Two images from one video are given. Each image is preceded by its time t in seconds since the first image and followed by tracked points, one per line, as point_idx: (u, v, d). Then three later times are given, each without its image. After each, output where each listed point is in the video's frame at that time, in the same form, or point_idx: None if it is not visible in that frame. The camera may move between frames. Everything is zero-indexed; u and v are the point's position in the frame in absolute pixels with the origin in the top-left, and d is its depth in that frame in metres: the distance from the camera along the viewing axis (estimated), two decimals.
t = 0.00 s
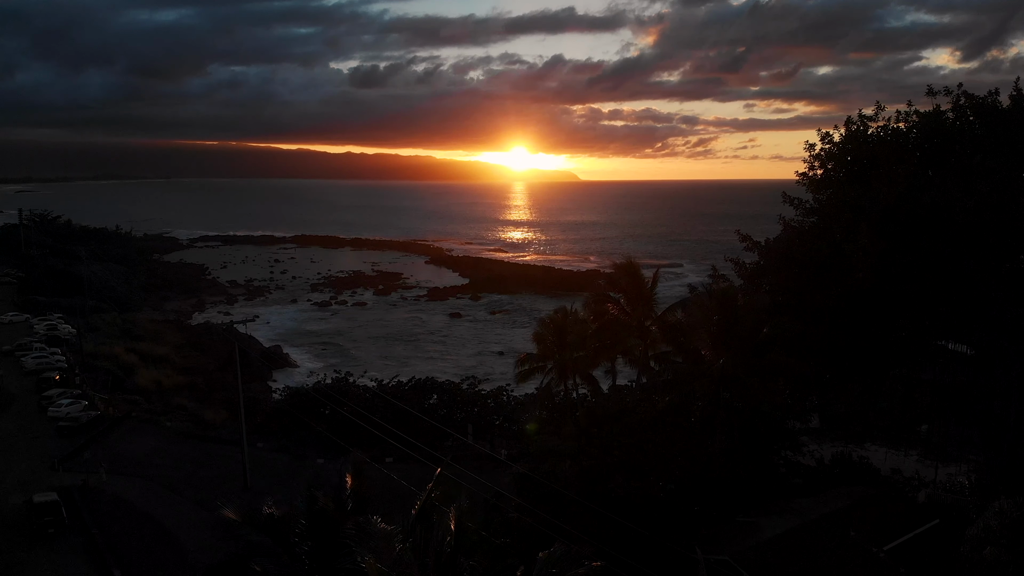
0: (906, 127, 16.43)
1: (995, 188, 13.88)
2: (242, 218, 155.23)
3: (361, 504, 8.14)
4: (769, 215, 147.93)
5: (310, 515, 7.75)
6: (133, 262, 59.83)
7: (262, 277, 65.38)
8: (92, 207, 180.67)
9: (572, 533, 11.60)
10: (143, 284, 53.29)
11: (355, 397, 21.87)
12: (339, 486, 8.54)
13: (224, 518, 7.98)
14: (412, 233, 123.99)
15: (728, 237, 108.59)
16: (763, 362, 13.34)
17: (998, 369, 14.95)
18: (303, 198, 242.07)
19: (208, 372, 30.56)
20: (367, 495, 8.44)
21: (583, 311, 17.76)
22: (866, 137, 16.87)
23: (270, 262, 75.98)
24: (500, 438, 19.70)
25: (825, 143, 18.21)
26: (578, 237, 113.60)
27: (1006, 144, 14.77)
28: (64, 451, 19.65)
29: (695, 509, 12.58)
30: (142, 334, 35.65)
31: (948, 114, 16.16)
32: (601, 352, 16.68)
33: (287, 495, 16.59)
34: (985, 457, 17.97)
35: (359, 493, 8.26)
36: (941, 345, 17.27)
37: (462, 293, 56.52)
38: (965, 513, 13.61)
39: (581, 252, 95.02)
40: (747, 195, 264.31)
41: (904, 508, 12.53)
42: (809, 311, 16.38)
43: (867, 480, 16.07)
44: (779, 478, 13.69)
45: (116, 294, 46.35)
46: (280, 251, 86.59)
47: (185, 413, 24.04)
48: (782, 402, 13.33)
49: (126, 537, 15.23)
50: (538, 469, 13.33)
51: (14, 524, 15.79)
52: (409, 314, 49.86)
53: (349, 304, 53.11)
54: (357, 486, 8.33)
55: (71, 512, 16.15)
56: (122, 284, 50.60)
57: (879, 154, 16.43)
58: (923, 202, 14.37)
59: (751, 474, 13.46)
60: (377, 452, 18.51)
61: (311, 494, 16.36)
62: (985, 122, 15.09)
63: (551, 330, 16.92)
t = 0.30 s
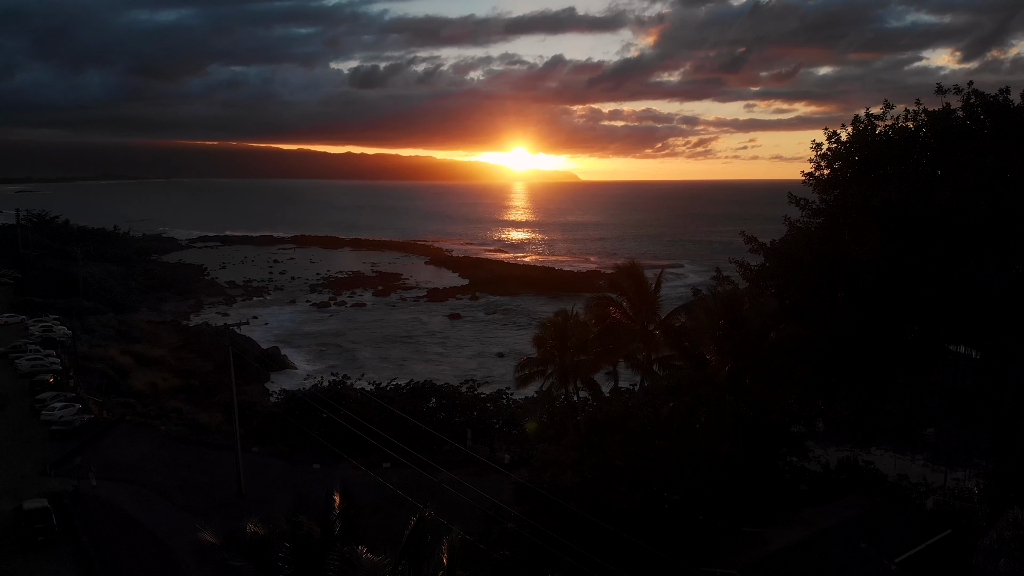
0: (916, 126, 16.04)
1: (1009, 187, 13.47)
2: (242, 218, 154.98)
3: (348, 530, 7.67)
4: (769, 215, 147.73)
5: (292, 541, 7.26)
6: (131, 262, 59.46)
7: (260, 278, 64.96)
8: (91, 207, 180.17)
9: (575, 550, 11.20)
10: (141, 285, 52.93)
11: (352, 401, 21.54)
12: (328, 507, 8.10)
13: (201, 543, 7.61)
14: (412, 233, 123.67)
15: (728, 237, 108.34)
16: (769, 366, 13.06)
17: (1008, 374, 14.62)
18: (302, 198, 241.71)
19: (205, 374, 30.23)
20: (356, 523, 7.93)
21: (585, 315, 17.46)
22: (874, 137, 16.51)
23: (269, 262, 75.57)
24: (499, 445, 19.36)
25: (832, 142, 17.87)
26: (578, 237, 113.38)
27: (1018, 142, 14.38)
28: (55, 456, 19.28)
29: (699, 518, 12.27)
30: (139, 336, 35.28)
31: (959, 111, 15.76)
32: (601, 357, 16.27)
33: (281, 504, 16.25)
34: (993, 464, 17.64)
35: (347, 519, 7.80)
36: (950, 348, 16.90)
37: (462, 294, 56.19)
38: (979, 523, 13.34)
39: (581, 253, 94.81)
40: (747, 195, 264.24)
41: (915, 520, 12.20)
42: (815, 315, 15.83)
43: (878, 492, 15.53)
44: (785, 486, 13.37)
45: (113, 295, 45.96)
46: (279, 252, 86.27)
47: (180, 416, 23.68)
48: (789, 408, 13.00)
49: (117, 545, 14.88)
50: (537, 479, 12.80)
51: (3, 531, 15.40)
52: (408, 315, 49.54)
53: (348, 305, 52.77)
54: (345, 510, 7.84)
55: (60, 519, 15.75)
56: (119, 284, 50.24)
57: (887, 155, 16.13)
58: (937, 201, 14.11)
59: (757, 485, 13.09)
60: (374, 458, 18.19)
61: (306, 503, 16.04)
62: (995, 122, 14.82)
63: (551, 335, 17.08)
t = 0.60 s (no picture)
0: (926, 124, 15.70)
1: None
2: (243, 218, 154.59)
3: (334, 553, 7.45)
4: (769, 215, 147.64)
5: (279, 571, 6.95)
6: (129, 263, 59.08)
7: (259, 279, 64.47)
8: (91, 207, 179.85)
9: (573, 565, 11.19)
10: (138, 286, 52.56)
11: (350, 405, 21.22)
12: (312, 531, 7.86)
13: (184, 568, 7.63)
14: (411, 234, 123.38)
15: (729, 238, 108.02)
16: (777, 372, 12.68)
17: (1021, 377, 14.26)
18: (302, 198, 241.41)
19: (201, 376, 29.89)
20: (343, 545, 7.71)
21: (586, 318, 17.09)
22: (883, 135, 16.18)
23: (268, 263, 75.16)
24: (498, 450, 19.01)
25: (838, 142, 17.55)
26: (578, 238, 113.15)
27: None
28: (47, 461, 18.89)
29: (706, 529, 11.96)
30: (135, 338, 34.86)
31: (969, 109, 15.42)
32: (604, 363, 16.09)
33: (276, 511, 15.84)
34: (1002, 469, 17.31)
35: (333, 541, 7.59)
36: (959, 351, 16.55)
37: (462, 295, 55.90)
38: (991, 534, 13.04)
39: (581, 253, 94.53)
40: (748, 195, 263.76)
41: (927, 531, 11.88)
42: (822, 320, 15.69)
43: (881, 499, 15.39)
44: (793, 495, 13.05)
45: (110, 296, 45.56)
46: (278, 252, 85.95)
47: (174, 420, 23.26)
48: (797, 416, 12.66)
49: (107, 553, 14.50)
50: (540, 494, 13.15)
51: None
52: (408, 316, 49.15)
53: (347, 305, 52.44)
54: (331, 535, 7.60)
55: (50, 526, 15.37)
56: (116, 285, 49.88)
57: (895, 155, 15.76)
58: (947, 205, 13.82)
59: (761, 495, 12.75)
60: (372, 464, 17.85)
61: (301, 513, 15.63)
62: (1009, 118, 14.40)
63: (552, 338, 16.76)
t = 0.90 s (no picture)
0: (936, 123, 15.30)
1: None
2: (243, 218, 154.29)
3: None
4: (768, 216, 147.77)
5: None
6: (127, 263, 58.70)
7: (258, 279, 64.15)
8: (91, 207, 179.63)
9: None
10: (136, 287, 52.21)
11: (347, 409, 20.90)
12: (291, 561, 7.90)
13: None
14: (411, 234, 123.06)
15: (730, 238, 107.72)
16: (784, 379, 12.32)
17: None
18: (302, 198, 241.07)
19: (197, 379, 29.54)
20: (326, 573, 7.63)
21: (589, 321, 16.78)
22: (891, 134, 15.79)
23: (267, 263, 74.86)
24: (497, 455, 18.75)
25: (845, 141, 17.27)
26: (579, 238, 112.94)
27: None
28: (38, 466, 18.51)
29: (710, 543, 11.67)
30: (132, 339, 34.55)
31: (980, 107, 15.01)
32: (608, 366, 15.91)
33: (270, 519, 15.51)
34: (1011, 475, 17.00)
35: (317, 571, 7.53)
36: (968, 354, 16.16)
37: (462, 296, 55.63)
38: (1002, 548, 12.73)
39: (582, 253, 94.27)
40: (748, 195, 263.50)
41: (938, 544, 11.53)
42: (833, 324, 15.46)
43: (889, 506, 15.07)
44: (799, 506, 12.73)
45: (107, 298, 45.27)
46: (277, 252, 85.62)
47: (169, 423, 22.93)
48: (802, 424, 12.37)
49: (97, 562, 14.08)
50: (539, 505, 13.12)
51: None
52: (407, 317, 48.79)
53: (347, 306, 52.17)
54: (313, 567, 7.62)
55: (40, 534, 14.94)
56: (113, 286, 49.53)
57: (906, 154, 15.34)
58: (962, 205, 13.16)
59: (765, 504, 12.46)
60: (371, 471, 17.51)
61: (294, 521, 15.31)
62: (1021, 116, 13.99)
63: (552, 342, 15.80)
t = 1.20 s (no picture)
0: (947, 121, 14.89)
1: None
2: (243, 219, 153.95)
3: None
4: (768, 216, 147.66)
5: None
6: (124, 263, 58.33)
7: (257, 280, 63.77)
8: (91, 207, 179.28)
9: None
10: (133, 287, 51.84)
11: (344, 414, 20.52)
12: None
13: None
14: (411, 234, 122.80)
15: (731, 239, 107.21)
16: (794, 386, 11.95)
17: None
18: (301, 199, 240.72)
19: (193, 381, 29.20)
20: None
21: (591, 325, 16.28)
22: (900, 133, 15.37)
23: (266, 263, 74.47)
24: (497, 461, 18.40)
25: (854, 139, 16.75)
26: (579, 238, 112.77)
27: None
28: (28, 471, 18.11)
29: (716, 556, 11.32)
30: (128, 341, 34.17)
31: (992, 105, 14.59)
32: (608, 373, 15.50)
33: (264, 527, 15.15)
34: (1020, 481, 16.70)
35: None
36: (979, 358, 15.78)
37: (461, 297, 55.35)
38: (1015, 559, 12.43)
39: (582, 254, 94.02)
40: (749, 195, 262.85)
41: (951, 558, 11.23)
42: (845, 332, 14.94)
43: (899, 516, 14.69)
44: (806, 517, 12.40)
45: (104, 299, 44.90)
46: (277, 253, 85.31)
47: (163, 427, 22.54)
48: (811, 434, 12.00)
49: (85, 571, 13.68)
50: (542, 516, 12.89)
51: None
52: (406, 318, 48.37)
53: (345, 307, 51.87)
54: None
55: (27, 543, 14.54)
56: (111, 287, 49.18)
57: (916, 155, 14.92)
58: (980, 203, 12.91)
59: (773, 514, 12.09)
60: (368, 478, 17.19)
61: (288, 531, 14.94)
62: None
63: (553, 346, 15.60)
